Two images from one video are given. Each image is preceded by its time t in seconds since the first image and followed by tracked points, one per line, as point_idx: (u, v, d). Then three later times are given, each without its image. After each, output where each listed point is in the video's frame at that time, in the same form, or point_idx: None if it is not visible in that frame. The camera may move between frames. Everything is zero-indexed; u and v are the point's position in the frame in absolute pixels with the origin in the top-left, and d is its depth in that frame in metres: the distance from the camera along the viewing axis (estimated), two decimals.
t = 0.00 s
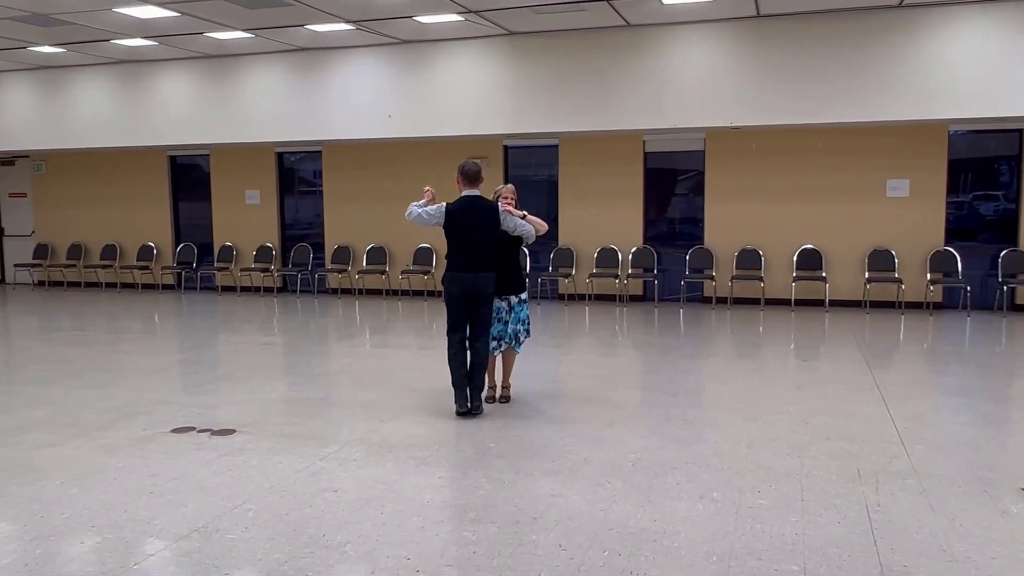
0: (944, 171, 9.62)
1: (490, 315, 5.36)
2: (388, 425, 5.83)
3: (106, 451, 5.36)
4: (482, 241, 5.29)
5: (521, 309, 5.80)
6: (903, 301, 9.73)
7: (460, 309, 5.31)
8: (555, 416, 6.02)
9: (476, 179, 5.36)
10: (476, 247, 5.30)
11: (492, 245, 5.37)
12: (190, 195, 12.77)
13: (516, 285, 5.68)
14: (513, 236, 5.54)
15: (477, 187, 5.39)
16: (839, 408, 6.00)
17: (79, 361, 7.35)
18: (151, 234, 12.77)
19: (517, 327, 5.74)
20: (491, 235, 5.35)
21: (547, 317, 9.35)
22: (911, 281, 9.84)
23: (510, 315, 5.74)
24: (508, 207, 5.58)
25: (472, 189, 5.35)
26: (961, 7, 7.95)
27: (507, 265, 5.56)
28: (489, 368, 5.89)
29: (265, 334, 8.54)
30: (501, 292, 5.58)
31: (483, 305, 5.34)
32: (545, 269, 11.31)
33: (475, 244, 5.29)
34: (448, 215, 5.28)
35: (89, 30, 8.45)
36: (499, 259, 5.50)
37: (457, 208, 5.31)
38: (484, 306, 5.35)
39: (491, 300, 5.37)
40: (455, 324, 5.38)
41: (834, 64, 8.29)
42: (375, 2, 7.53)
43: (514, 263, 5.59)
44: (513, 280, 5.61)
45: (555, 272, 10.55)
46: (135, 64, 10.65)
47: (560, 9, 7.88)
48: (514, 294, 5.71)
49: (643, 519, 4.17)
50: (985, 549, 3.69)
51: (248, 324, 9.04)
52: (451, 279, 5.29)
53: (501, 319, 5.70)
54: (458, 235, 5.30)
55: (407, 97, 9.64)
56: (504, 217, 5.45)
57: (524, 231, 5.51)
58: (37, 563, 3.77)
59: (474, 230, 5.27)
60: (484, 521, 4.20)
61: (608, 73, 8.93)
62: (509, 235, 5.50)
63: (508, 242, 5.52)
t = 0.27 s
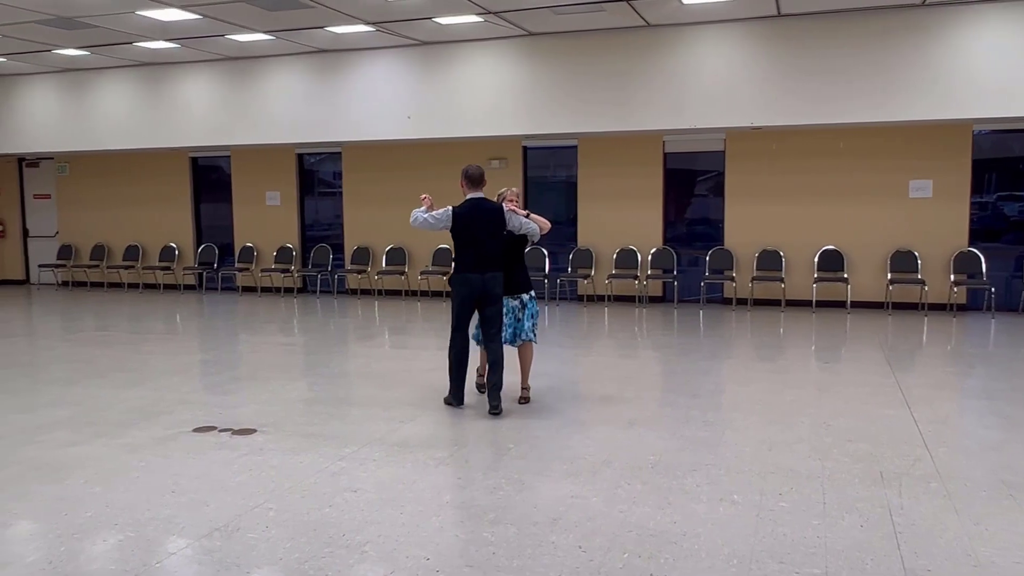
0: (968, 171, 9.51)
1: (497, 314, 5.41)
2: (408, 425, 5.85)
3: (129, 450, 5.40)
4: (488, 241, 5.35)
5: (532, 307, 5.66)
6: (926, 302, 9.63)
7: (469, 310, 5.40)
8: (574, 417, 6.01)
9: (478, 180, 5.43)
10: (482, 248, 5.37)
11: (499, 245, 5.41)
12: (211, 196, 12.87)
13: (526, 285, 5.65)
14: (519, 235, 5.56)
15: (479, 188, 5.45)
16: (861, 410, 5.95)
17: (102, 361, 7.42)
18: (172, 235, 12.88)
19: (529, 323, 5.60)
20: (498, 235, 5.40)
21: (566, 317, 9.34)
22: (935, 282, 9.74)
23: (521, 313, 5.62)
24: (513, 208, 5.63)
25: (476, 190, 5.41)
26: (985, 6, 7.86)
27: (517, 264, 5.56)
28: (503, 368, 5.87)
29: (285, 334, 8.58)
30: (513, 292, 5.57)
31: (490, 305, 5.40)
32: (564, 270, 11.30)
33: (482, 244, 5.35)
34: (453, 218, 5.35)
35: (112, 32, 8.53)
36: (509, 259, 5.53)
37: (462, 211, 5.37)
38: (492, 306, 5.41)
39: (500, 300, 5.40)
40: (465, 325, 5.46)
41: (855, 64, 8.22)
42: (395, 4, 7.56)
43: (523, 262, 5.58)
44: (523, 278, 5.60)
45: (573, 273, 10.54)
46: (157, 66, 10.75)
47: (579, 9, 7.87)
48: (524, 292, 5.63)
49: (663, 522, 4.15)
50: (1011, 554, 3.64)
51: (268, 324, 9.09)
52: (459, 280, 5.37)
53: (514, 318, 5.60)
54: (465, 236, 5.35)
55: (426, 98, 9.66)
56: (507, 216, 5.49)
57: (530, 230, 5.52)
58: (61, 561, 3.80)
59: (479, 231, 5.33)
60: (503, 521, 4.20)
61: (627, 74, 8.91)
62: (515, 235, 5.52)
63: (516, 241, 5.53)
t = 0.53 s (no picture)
0: (992, 170, 9.41)
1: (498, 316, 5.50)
2: (427, 425, 5.86)
3: (150, 448, 5.44)
4: (487, 246, 5.43)
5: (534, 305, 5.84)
6: (948, 304, 9.53)
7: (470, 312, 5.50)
8: (593, 418, 5.99)
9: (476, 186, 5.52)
10: (482, 251, 5.45)
11: (498, 249, 5.49)
12: (231, 197, 12.96)
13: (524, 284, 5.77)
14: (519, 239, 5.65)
15: (478, 194, 5.54)
16: (883, 412, 5.90)
17: (124, 360, 7.48)
18: (193, 236, 12.97)
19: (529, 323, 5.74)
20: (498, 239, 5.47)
21: (584, 318, 9.32)
22: (958, 283, 9.64)
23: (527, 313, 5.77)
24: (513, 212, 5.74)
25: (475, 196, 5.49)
26: (1009, 4, 7.79)
27: (516, 265, 5.66)
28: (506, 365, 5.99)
29: (304, 334, 8.62)
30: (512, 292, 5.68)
31: (490, 307, 5.50)
32: (582, 270, 11.28)
33: (481, 248, 5.43)
34: (453, 222, 5.43)
35: (134, 35, 8.61)
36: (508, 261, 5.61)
37: (461, 215, 5.44)
38: (492, 308, 5.50)
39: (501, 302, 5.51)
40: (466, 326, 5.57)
41: (876, 63, 8.16)
42: (414, 5, 7.58)
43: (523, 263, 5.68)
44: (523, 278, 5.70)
45: (592, 274, 10.52)
46: (178, 68, 10.84)
47: (597, 9, 7.86)
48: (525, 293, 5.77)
49: (683, 524, 4.13)
50: None
51: (288, 324, 9.14)
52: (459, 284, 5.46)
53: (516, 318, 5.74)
54: (465, 240, 5.42)
55: (445, 99, 9.68)
56: (506, 220, 5.58)
57: (529, 234, 5.61)
58: (84, 558, 3.83)
59: (478, 236, 5.41)
60: (523, 522, 4.19)
61: (646, 74, 8.89)
62: (515, 239, 5.61)
63: (516, 244, 5.63)
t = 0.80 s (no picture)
0: (1012, 170, 9.31)
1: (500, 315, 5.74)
2: (443, 426, 5.86)
3: (168, 447, 5.48)
4: (489, 247, 5.69)
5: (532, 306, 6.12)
6: (967, 305, 9.45)
7: (474, 312, 5.72)
8: (608, 419, 5.98)
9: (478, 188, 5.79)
10: (484, 253, 5.70)
11: (499, 251, 5.75)
12: (248, 198, 13.03)
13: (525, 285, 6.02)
14: (519, 240, 5.91)
15: (480, 197, 5.79)
16: (901, 415, 5.85)
17: (142, 359, 7.54)
18: (209, 236, 13.04)
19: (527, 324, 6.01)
20: (499, 239, 5.74)
21: (599, 319, 9.31)
22: (976, 284, 9.56)
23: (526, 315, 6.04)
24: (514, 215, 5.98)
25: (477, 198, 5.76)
26: None
27: (517, 266, 5.94)
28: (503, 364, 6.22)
29: (320, 334, 8.66)
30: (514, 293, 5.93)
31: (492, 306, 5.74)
32: (597, 271, 11.27)
33: (484, 250, 5.68)
34: (456, 225, 5.69)
35: (151, 36, 8.67)
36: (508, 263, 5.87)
37: (464, 219, 5.71)
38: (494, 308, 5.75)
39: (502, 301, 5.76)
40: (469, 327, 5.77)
41: (893, 63, 8.10)
42: (429, 6, 7.60)
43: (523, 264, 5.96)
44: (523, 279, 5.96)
45: (607, 275, 10.51)
46: (195, 69, 10.90)
47: (613, 10, 7.85)
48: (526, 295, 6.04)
49: (699, 525, 4.11)
50: None
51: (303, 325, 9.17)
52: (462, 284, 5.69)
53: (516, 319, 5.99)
54: (468, 241, 5.70)
55: (460, 100, 9.69)
56: (507, 223, 5.84)
57: (529, 235, 5.87)
58: (102, 556, 3.86)
59: (480, 238, 5.67)
60: (537, 523, 4.19)
61: (662, 74, 8.86)
62: (515, 240, 5.87)
63: (516, 245, 5.90)
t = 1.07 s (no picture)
0: None
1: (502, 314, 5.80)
2: (454, 427, 5.86)
3: (181, 447, 5.50)
4: (488, 247, 5.75)
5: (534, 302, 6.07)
6: (982, 307, 9.38)
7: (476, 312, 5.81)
8: (620, 421, 5.96)
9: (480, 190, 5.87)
10: (484, 254, 5.76)
11: (499, 251, 5.79)
12: (261, 199, 13.08)
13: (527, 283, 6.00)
14: (520, 242, 5.90)
15: (481, 199, 5.81)
16: (915, 417, 5.81)
17: (156, 359, 7.58)
18: (222, 236, 13.10)
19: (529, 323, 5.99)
20: (498, 241, 5.78)
21: (611, 320, 9.29)
22: (992, 286, 9.48)
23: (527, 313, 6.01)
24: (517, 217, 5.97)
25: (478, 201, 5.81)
26: None
27: (518, 267, 5.91)
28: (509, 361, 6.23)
29: (332, 334, 8.68)
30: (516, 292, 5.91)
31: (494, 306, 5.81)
32: (609, 272, 11.25)
33: (483, 251, 5.74)
34: (455, 227, 5.76)
35: (165, 38, 8.71)
36: (510, 263, 5.87)
37: (463, 221, 5.78)
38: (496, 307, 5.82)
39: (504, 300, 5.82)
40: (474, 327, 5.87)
41: (908, 63, 8.05)
42: (442, 7, 7.60)
43: (526, 264, 5.93)
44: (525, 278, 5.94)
45: (619, 275, 10.48)
46: (209, 70, 10.96)
47: (626, 10, 7.84)
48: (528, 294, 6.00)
49: (711, 527, 4.09)
50: None
51: (316, 325, 9.20)
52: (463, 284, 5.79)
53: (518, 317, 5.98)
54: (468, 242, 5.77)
55: (472, 101, 9.69)
56: (507, 225, 5.83)
57: (529, 237, 5.84)
58: (116, 554, 3.88)
59: (479, 240, 5.74)
60: (549, 524, 4.19)
61: (674, 75, 8.84)
62: (516, 242, 5.86)
63: (517, 247, 5.89)
